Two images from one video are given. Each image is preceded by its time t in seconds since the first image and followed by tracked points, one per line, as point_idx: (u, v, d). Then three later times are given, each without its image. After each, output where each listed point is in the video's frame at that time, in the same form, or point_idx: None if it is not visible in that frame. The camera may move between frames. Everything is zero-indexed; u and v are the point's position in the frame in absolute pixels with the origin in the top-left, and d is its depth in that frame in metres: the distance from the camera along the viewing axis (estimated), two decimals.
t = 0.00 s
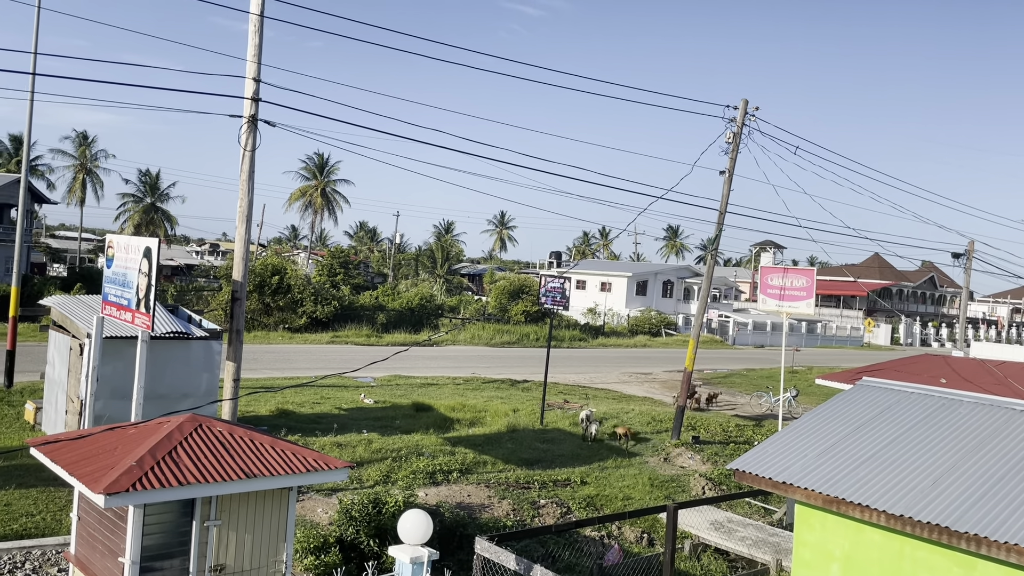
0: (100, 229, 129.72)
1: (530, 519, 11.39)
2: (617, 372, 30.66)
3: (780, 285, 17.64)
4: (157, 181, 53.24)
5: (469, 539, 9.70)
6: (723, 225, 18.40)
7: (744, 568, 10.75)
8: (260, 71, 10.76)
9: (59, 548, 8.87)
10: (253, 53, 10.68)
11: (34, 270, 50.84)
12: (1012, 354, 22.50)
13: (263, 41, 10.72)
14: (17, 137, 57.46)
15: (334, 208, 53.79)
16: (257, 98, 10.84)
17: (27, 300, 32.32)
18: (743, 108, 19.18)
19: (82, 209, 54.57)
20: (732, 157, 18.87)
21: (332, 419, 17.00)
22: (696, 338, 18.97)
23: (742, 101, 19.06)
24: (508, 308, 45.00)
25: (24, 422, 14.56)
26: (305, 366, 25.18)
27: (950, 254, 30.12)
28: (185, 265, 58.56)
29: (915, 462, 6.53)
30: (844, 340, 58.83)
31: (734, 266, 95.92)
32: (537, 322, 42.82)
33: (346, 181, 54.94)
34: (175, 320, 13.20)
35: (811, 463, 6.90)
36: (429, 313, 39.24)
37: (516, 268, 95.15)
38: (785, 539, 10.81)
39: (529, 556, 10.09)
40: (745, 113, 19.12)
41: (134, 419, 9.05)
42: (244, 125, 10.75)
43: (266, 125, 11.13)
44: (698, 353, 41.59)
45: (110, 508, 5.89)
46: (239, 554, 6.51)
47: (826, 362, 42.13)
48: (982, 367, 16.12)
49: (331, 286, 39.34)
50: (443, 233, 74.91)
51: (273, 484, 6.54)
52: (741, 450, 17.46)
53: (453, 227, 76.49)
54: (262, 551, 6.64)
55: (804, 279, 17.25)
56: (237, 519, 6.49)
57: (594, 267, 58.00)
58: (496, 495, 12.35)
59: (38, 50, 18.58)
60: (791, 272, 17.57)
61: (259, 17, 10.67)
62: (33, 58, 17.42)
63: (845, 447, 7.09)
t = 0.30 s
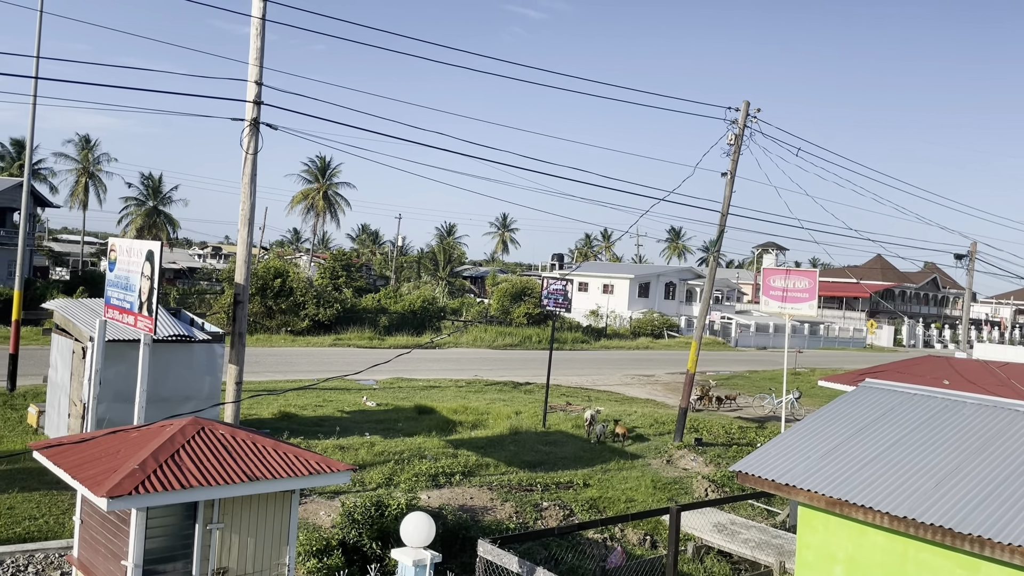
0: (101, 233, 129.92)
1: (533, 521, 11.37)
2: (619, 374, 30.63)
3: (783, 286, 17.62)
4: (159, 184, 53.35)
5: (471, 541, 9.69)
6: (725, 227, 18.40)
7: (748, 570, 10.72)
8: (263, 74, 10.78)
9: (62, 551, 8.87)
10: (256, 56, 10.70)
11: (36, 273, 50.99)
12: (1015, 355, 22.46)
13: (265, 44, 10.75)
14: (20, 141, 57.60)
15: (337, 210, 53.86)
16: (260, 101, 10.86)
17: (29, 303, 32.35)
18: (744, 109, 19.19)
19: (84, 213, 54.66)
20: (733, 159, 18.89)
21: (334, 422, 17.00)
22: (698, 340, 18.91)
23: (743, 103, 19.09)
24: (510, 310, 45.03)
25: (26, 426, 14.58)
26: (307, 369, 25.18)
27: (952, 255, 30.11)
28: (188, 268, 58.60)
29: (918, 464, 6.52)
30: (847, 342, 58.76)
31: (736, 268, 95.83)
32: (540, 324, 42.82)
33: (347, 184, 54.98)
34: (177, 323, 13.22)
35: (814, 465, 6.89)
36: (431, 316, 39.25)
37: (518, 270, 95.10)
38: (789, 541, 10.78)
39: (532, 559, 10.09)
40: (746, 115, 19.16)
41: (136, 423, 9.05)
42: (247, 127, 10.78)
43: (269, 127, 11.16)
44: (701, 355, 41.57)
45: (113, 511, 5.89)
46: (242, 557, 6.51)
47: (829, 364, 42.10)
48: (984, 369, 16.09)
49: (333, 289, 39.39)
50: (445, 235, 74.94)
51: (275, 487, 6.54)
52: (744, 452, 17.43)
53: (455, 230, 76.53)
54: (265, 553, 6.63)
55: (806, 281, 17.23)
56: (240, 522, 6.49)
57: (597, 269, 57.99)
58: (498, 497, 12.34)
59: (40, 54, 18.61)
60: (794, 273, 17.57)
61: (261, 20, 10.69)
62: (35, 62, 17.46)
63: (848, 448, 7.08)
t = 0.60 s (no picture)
0: (101, 237, 129.98)
1: (535, 524, 11.37)
2: (621, 376, 30.60)
3: (783, 289, 17.63)
4: (160, 187, 53.40)
5: (473, 544, 9.69)
6: (726, 229, 18.40)
7: (750, 573, 10.71)
8: (263, 77, 10.79)
9: (64, 554, 8.86)
10: (257, 60, 10.72)
11: (38, 277, 51.09)
12: (1017, 357, 22.43)
13: (266, 48, 10.77)
14: (21, 145, 57.69)
15: (338, 214, 53.90)
16: (260, 104, 10.88)
17: (31, 307, 32.39)
18: (745, 111, 19.21)
19: (86, 216, 54.73)
20: (734, 162, 18.89)
21: (335, 425, 17.00)
22: (699, 342, 18.89)
23: (744, 106, 19.10)
24: (511, 313, 45.04)
25: (28, 430, 14.59)
26: (309, 372, 25.19)
27: (954, 257, 30.08)
28: (189, 271, 58.65)
29: (920, 466, 6.52)
30: (848, 343, 58.72)
31: (737, 271, 95.70)
32: (541, 327, 42.83)
33: (348, 187, 55.01)
34: (179, 326, 13.22)
35: (815, 468, 6.89)
36: (432, 319, 39.26)
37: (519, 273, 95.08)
38: (791, 543, 10.75)
39: (534, 561, 10.07)
40: (746, 117, 19.17)
41: (137, 426, 9.06)
42: (248, 131, 10.79)
43: (270, 130, 11.18)
44: (702, 358, 41.56)
45: (115, 515, 5.89)
46: (243, 560, 6.51)
47: (830, 366, 42.10)
48: (986, 371, 16.06)
49: (335, 292, 39.43)
50: (446, 238, 74.95)
51: (277, 490, 6.54)
52: (746, 454, 17.41)
53: (456, 233, 76.55)
54: (266, 556, 6.63)
55: (807, 283, 17.21)
56: (241, 525, 6.49)
57: (598, 271, 57.98)
58: (500, 500, 12.34)
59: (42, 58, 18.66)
60: (795, 276, 17.54)
61: (262, 24, 10.72)
62: (36, 66, 17.50)
63: (850, 450, 7.08)
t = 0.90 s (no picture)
0: (101, 240, 130.08)
1: (535, 526, 11.36)
2: (621, 379, 30.58)
3: (783, 291, 17.63)
4: (160, 191, 53.42)
5: (473, 547, 9.69)
6: (726, 232, 18.40)
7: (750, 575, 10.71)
8: (263, 80, 10.80)
9: (64, 558, 8.83)
10: (257, 63, 10.73)
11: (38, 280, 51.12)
12: (1017, 359, 22.42)
13: (266, 50, 10.79)
14: (21, 148, 57.73)
15: (338, 216, 53.91)
16: (261, 107, 10.89)
17: (31, 310, 32.38)
18: (745, 114, 19.21)
19: (86, 219, 54.75)
20: (734, 164, 18.90)
21: (336, 428, 16.99)
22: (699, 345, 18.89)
23: (744, 108, 19.11)
24: (512, 316, 45.04)
25: (28, 433, 14.59)
26: (309, 375, 25.18)
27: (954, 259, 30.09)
28: (189, 274, 58.64)
29: (920, 469, 6.51)
30: (848, 346, 58.72)
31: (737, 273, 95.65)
32: (541, 329, 42.82)
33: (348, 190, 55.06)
34: (179, 329, 13.22)
35: (815, 470, 6.89)
36: (432, 321, 39.26)
37: (519, 275, 95.01)
38: (791, 546, 10.74)
39: (535, 564, 10.06)
40: (746, 119, 19.18)
41: (137, 429, 9.07)
42: (248, 134, 10.80)
43: (270, 133, 11.18)
44: (702, 360, 41.55)
45: (114, 518, 5.89)
46: (243, 564, 6.50)
47: (830, 368, 42.10)
48: (987, 373, 16.03)
49: (335, 295, 39.45)
50: (447, 241, 74.93)
51: (276, 493, 6.53)
52: (746, 457, 17.40)
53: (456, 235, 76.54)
54: (266, 559, 6.63)
55: (807, 286, 17.22)
56: (241, 529, 6.49)
57: (598, 274, 57.97)
58: (500, 503, 12.32)
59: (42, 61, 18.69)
60: (795, 278, 17.55)
61: (262, 27, 10.73)
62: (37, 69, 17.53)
63: (851, 452, 7.08)
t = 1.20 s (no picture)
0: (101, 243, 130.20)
1: (534, 529, 11.35)
2: (620, 381, 30.57)
3: (783, 293, 17.62)
4: (160, 193, 53.45)
5: (472, 550, 9.68)
6: (725, 235, 18.42)
7: None
8: (263, 83, 10.82)
9: (62, 561, 8.81)
10: (257, 66, 10.74)
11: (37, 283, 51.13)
12: (1016, 362, 22.42)
13: (266, 53, 10.80)
14: (21, 151, 57.75)
15: (337, 219, 53.92)
16: (260, 110, 10.90)
17: (30, 313, 32.36)
18: (744, 117, 19.24)
19: (85, 222, 54.75)
20: (733, 167, 18.92)
21: (334, 430, 16.96)
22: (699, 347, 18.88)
23: (743, 111, 19.14)
24: (511, 318, 45.04)
25: (26, 436, 14.59)
26: (308, 377, 25.15)
27: (953, 262, 30.14)
28: (189, 277, 58.63)
29: (919, 472, 6.51)
30: (847, 348, 58.74)
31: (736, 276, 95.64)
32: (540, 332, 42.79)
33: (348, 193, 55.13)
34: (178, 332, 13.23)
35: (814, 472, 6.89)
36: (431, 324, 39.26)
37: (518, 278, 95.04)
38: (791, 549, 10.73)
39: (534, 567, 10.07)
40: (746, 122, 19.19)
41: (136, 433, 9.06)
42: (248, 137, 10.81)
43: (270, 136, 11.18)
44: (702, 362, 41.53)
45: (114, 521, 5.89)
46: (241, 567, 6.49)
47: (830, 371, 42.10)
48: (986, 376, 16.02)
49: (334, 298, 39.44)
50: (446, 243, 74.92)
51: (276, 496, 6.53)
52: (746, 460, 17.38)
53: (456, 238, 76.53)
54: (265, 562, 6.62)
55: (806, 288, 17.24)
56: (240, 532, 6.48)
57: (597, 276, 57.98)
58: (500, 506, 12.31)
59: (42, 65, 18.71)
60: (794, 281, 17.56)
61: (261, 30, 10.75)
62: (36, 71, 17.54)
63: (850, 455, 7.08)
